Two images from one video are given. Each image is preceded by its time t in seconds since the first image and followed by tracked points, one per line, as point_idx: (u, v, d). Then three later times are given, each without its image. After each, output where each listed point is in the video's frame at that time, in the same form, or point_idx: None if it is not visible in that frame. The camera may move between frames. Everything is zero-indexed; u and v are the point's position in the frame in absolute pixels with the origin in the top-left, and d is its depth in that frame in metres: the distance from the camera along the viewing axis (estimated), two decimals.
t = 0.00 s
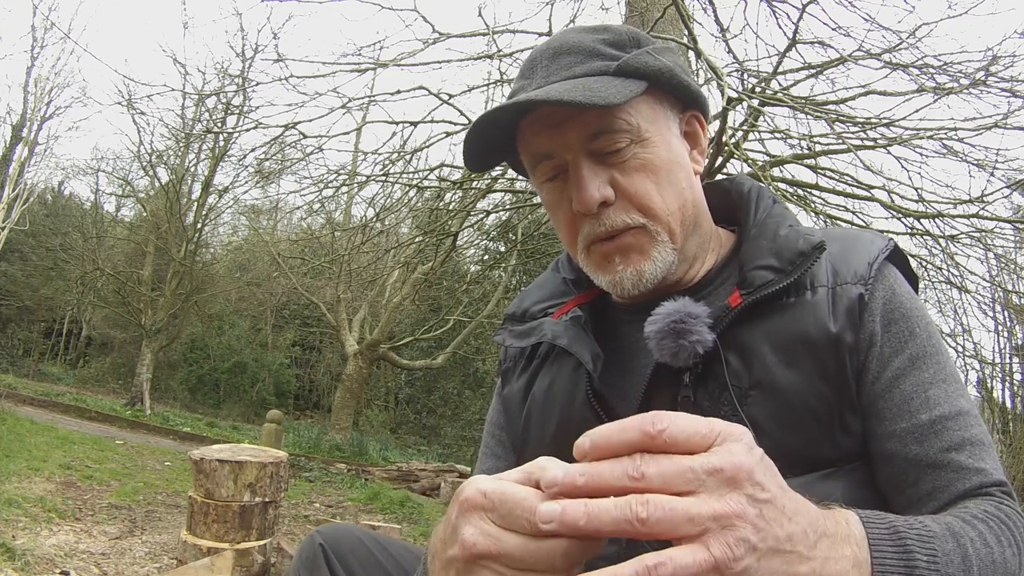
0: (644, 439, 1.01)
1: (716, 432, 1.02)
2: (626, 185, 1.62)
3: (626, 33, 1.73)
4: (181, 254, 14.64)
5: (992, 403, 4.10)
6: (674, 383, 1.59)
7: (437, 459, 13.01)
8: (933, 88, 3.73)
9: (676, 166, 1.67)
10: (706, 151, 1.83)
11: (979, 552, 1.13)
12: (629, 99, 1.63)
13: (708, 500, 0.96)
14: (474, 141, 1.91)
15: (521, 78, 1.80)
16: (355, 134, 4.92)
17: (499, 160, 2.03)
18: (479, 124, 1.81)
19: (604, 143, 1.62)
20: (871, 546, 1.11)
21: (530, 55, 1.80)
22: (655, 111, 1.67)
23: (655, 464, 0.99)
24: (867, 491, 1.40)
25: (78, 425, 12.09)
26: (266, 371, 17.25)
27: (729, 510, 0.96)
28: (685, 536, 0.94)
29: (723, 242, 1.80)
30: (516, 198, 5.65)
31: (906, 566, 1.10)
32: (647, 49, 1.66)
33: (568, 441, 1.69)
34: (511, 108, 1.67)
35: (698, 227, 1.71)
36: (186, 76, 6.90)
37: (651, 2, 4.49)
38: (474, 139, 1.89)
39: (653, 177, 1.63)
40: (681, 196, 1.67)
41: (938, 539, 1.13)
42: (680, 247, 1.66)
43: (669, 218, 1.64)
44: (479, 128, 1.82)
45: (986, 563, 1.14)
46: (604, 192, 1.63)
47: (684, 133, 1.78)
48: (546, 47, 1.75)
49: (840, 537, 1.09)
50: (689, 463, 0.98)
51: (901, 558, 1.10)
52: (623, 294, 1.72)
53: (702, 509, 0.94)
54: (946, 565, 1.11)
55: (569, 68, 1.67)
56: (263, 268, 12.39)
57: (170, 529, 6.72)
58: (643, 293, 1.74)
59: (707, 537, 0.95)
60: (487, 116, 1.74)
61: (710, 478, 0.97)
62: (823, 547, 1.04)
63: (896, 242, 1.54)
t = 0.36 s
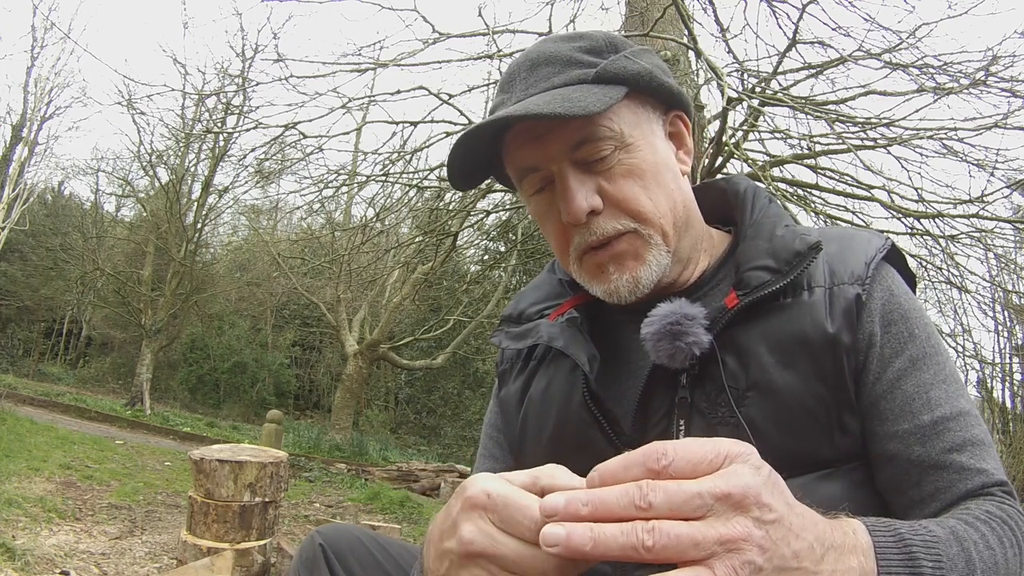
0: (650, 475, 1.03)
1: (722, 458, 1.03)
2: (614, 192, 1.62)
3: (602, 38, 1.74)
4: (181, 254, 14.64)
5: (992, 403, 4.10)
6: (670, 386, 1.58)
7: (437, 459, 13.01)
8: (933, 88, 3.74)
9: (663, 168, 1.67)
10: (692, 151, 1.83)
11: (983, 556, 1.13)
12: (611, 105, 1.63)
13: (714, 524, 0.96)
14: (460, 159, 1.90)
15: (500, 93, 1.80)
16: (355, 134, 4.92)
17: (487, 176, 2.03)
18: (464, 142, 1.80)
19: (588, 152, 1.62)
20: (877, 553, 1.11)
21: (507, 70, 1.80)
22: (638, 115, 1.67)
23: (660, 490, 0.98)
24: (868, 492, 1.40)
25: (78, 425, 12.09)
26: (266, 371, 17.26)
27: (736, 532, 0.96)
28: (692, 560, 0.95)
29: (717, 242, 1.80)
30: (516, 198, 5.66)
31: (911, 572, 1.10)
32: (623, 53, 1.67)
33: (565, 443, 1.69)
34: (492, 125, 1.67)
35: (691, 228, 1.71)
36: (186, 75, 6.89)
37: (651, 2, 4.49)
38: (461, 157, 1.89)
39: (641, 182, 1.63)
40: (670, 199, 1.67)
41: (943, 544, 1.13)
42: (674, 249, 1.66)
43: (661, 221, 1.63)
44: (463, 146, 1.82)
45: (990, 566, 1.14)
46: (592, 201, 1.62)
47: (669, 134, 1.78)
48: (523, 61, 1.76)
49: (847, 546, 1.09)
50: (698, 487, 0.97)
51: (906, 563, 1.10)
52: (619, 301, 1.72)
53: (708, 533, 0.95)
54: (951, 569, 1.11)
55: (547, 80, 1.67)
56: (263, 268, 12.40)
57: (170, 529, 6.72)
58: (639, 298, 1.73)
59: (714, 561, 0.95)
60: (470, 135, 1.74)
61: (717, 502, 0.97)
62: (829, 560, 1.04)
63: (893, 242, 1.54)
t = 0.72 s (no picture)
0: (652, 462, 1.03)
1: (723, 443, 1.03)
2: (610, 196, 1.61)
3: (594, 40, 1.74)
4: (181, 254, 14.64)
5: (992, 402, 4.10)
6: (669, 387, 1.59)
7: (436, 459, 13.01)
8: (933, 88, 3.73)
9: (658, 171, 1.67)
10: (688, 151, 1.83)
11: (982, 551, 1.13)
12: (604, 108, 1.63)
13: (715, 507, 0.96)
14: (454, 165, 1.90)
15: (494, 97, 1.80)
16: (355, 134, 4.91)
17: (481, 182, 2.02)
18: (458, 147, 1.79)
19: (583, 155, 1.61)
20: (875, 547, 1.10)
21: (500, 74, 1.79)
22: (632, 117, 1.66)
23: (662, 475, 0.98)
24: (866, 492, 1.41)
25: (78, 426, 12.09)
26: (265, 371, 17.27)
27: (736, 515, 0.96)
28: (693, 541, 0.94)
29: (715, 243, 1.80)
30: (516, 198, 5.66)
31: (910, 568, 1.09)
32: (615, 55, 1.67)
33: (563, 445, 1.69)
34: (486, 131, 1.66)
35: (688, 230, 1.71)
36: (186, 75, 6.89)
37: (652, 2, 4.49)
38: (455, 162, 1.88)
39: (637, 184, 1.62)
40: (666, 201, 1.66)
41: (942, 539, 1.13)
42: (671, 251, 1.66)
43: (658, 224, 1.63)
44: (458, 150, 1.81)
45: (988, 562, 1.14)
46: (588, 205, 1.62)
47: (664, 134, 1.78)
48: (516, 65, 1.75)
49: (846, 538, 1.09)
50: (697, 472, 0.97)
51: (904, 558, 1.10)
52: (617, 303, 1.71)
53: (709, 514, 0.95)
54: (951, 565, 1.11)
55: (540, 84, 1.67)
56: (263, 268, 12.39)
57: (171, 529, 6.72)
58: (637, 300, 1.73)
59: (714, 542, 0.95)
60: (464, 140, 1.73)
61: (719, 487, 0.97)
62: (827, 548, 1.04)
63: (893, 241, 1.54)
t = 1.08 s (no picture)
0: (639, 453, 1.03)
1: (709, 434, 1.03)
2: (606, 197, 1.62)
3: (589, 41, 1.74)
4: (181, 254, 14.64)
5: (992, 403, 4.10)
6: (668, 387, 1.59)
7: (436, 458, 13.02)
8: (933, 88, 3.74)
9: (655, 171, 1.67)
10: (684, 151, 1.83)
11: (968, 549, 1.14)
12: (600, 109, 1.62)
13: (700, 495, 0.96)
14: (450, 167, 1.90)
15: (490, 100, 1.80)
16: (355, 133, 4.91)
17: (480, 183, 2.03)
18: (455, 148, 1.80)
19: (579, 156, 1.62)
20: (854, 541, 1.11)
21: (496, 76, 1.80)
22: (628, 118, 1.67)
23: (649, 464, 0.98)
24: (865, 492, 1.41)
25: (78, 426, 12.09)
26: (265, 371, 17.28)
27: (721, 503, 0.96)
28: (675, 529, 0.94)
29: (711, 242, 1.80)
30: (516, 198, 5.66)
31: (890, 562, 1.11)
32: (611, 56, 1.67)
33: (562, 447, 1.69)
34: (481, 134, 1.66)
35: (686, 230, 1.71)
36: (186, 75, 6.90)
37: (652, 2, 4.49)
38: (453, 163, 1.89)
39: (633, 186, 1.62)
40: (663, 201, 1.66)
41: (926, 536, 1.14)
42: (668, 252, 1.66)
43: (655, 225, 1.63)
44: (453, 152, 1.81)
45: (974, 561, 1.14)
46: (584, 206, 1.62)
47: (660, 134, 1.78)
48: (511, 67, 1.76)
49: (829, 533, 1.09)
50: (682, 461, 0.98)
51: (886, 554, 1.11)
52: (614, 305, 1.71)
53: (692, 502, 0.95)
54: (933, 562, 1.12)
55: (535, 85, 1.67)
56: (263, 268, 12.40)
57: (171, 528, 6.73)
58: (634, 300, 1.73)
59: (697, 528, 0.95)
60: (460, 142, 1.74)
61: (705, 475, 0.97)
62: (805, 541, 1.04)
63: (891, 241, 1.54)
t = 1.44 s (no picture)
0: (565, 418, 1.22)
1: None
2: (605, 175, 1.61)
3: (629, 27, 1.71)
4: (181, 254, 14.64)
5: (992, 403, 4.10)
6: (661, 389, 1.59)
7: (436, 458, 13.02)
8: (933, 88, 3.73)
9: (659, 162, 1.65)
10: (701, 155, 1.79)
11: None
12: (618, 90, 1.62)
13: None
14: (462, 118, 1.90)
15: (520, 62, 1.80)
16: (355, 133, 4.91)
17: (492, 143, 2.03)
18: (465, 102, 1.80)
19: (587, 132, 1.62)
20: None
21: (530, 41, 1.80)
22: (646, 106, 1.65)
23: None
24: (862, 494, 1.40)
25: (78, 426, 12.09)
26: (265, 371, 17.28)
27: None
28: None
29: (707, 240, 1.79)
30: (516, 198, 5.65)
31: None
32: (646, 44, 1.65)
33: (557, 448, 1.69)
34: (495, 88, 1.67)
35: (680, 226, 1.70)
36: (187, 76, 6.89)
37: (652, 2, 4.49)
38: (468, 115, 1.89)
39: (635, 170, 1.62)
40: (661, 193, 1.65)
41: None
42: (656, 244, 1.65)
43: (647, 214, 1.63)
44: (467, 103, 1.82)
45: None
46: (581, 181, 1.63)
47: (680, 132, 1.75)
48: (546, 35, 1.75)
49: None
50: None
51: None
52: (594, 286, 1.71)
53: None
54: None
55: (561, 54, 1.66)
56: (263, 268, 12.40)
57: (171, 528, 6.72)
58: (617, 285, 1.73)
59: None
60: (474, 93, 1.74)
61: None
62: None
63: (887, 241, 1.53)
